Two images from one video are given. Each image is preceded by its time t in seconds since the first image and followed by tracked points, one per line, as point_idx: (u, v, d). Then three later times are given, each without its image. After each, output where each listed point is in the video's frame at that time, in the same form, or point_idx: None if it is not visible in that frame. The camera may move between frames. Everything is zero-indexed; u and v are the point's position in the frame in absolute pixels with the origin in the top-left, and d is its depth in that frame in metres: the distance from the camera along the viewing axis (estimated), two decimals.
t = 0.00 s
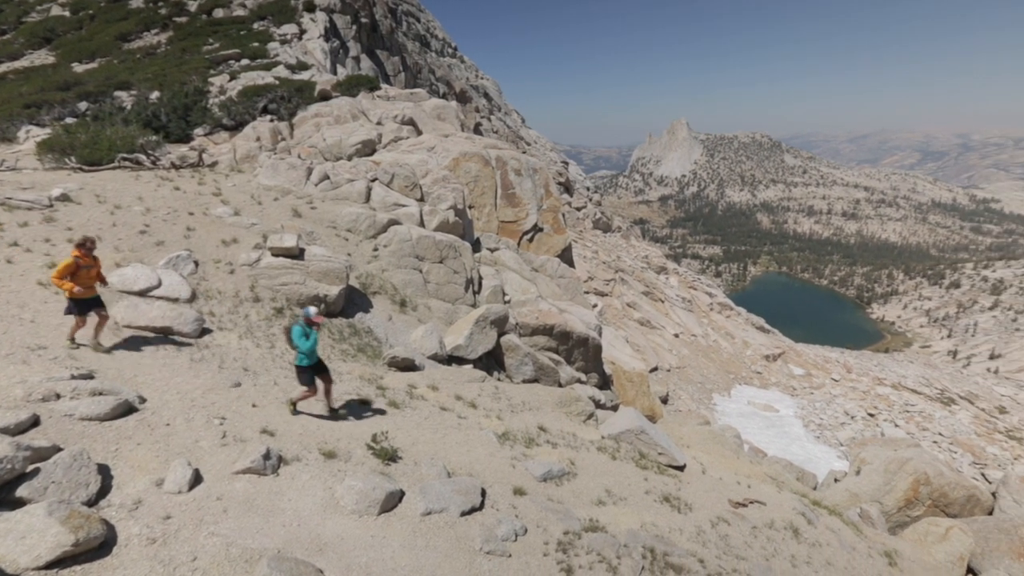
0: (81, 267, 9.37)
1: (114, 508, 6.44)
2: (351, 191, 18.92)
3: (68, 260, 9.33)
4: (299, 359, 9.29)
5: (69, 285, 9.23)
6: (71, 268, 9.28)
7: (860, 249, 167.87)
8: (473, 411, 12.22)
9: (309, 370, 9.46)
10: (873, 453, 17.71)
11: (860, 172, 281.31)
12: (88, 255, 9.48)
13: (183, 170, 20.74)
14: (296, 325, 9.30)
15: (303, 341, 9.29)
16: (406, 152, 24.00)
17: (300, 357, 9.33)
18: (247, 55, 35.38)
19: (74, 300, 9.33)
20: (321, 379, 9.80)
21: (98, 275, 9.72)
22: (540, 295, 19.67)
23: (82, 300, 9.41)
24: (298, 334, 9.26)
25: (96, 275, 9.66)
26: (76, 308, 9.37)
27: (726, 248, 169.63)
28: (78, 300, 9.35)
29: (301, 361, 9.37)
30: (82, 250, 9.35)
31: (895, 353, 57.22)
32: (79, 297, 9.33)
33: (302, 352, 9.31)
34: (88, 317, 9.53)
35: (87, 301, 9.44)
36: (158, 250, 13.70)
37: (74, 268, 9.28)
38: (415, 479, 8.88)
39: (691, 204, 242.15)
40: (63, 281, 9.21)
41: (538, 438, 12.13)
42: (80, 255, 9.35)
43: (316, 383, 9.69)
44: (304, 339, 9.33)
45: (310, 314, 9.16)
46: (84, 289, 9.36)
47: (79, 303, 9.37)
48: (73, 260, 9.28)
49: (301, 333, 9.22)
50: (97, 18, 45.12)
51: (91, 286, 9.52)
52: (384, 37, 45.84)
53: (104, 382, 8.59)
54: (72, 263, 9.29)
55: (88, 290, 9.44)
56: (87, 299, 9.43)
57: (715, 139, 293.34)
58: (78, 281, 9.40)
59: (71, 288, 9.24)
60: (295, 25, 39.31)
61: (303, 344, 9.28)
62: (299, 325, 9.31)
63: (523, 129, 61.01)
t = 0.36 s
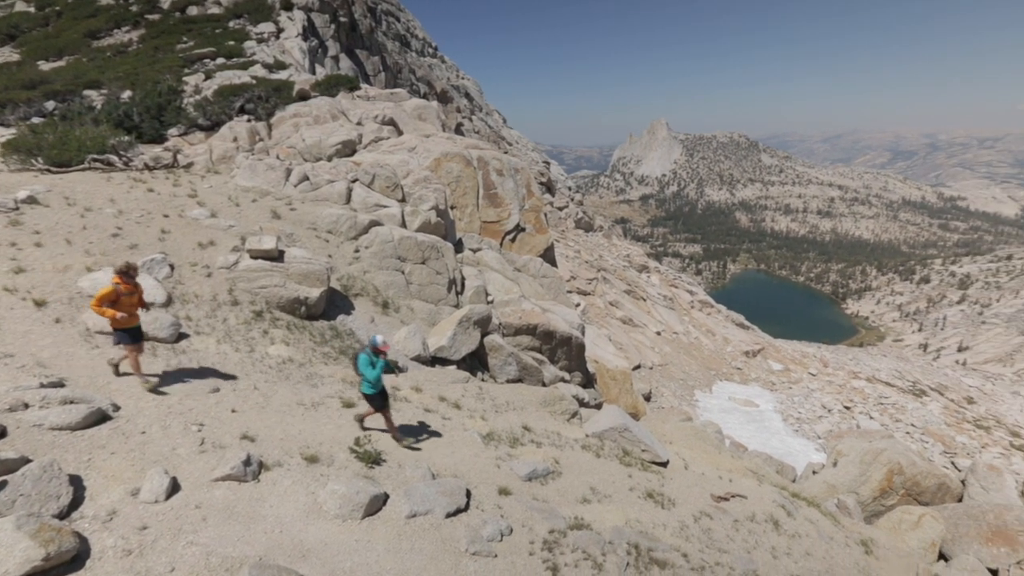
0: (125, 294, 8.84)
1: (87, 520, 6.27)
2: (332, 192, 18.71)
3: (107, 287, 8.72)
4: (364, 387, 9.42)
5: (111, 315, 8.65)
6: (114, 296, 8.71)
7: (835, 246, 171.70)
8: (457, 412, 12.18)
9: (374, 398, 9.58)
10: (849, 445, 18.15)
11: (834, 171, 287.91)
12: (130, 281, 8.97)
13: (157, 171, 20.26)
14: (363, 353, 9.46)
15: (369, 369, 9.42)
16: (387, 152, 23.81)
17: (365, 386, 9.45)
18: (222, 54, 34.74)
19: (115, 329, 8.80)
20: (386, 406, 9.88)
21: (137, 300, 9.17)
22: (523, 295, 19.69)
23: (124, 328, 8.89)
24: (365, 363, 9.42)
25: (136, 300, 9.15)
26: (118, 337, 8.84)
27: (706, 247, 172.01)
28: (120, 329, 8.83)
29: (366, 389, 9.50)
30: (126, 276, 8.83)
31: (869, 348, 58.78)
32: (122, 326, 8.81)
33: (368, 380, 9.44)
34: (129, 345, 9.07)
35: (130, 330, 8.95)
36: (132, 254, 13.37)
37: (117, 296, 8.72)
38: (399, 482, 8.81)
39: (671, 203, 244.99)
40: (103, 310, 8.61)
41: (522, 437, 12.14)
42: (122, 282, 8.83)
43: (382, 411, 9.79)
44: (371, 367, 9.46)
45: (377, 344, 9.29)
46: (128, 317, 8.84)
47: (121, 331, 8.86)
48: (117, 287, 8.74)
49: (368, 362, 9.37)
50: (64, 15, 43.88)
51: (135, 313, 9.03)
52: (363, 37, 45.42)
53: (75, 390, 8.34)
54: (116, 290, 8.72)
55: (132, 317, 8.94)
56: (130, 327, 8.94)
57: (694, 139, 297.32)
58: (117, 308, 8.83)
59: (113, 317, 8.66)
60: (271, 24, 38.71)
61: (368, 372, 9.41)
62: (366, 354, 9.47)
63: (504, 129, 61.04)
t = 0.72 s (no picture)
0: (175, 326, 8.93)
1: (55, 535, 6.06)
2: (309, 193, 18.45)
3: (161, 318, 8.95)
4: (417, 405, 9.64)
5: (162, 347, 8.80)
6: (164, 327, 8.85)
7: (809, 243, 175.64)
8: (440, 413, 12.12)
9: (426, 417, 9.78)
10: (824, 437, 18.60)
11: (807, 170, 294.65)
12: (182, 312, 9.04)
13: (128, 173, 19.73)
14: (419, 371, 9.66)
15: (421, 389, 9.58)
16: (365, 153, 23.57)
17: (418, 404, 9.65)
18: (195, 52, 33.98)
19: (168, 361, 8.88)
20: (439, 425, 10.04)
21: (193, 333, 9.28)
22: (504, 295, 19.70)
23: (176, 361, 8.92)
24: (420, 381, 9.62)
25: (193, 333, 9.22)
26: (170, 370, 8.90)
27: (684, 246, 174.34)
28: (172, 361, 8.88)
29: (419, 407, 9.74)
30: (173, 307, 8.86)
31: (842, 342, 60.33)
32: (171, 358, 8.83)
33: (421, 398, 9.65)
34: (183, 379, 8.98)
35: (183, 364, 8.94)
36: (101, 258, 13.00)
37: (166, 327, 8.81)
38: (382, 486, 8.73)
39: (650, 202, 247.62)
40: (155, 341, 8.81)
41: (505, 438, 12.16)
42: (172, 313, 8.89)
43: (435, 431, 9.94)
44: (425, 386, 9.60)
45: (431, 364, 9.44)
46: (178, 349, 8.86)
47: (171, 362, 8.88)
48: (166, 318, 8.82)
49: (421, 381, 9.54)
50: (27, 11, 42.41)
51: (187, 344, 9.05)
52: (340, 36, 44.89)
53: (43, 400, 8.07)
54: (164, 320, 8.84)
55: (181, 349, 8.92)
56: (179, 359, 8.92)
57: (671, 139, 300.90)
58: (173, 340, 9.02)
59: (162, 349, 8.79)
60: (245, 22, 37.99)
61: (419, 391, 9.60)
62: (422, 373, 9.64)
63: (484, 130, 60.97)
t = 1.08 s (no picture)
0: (243, 360, 8.77)
1: (15, 554, 5.82)
2: (283, 195, 18.11)
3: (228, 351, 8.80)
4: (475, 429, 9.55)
5: (233, 382, 8.71)
6: (233, 362, 8.71)
7: (779, 240, 179.99)
8: (419, 415, 12.04)
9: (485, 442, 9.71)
10: (797, 429, 19.11)
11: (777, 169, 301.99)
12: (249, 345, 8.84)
13: (90, 175, 19.05)
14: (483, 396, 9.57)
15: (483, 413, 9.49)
16: (339, 153, 23.24)
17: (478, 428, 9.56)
18: (160, 50, 33.00)
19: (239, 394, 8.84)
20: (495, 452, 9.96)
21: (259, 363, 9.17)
22: (482, 296, 19.67)
23: (249, 394, 8.89)
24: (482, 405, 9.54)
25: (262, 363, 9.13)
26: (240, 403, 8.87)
27: (659, 244, 176.77)
28: (244, 394, 8.83)
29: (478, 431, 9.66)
30: (240, 341, 8.68)
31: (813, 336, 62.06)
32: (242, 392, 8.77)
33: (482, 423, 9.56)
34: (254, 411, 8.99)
35: (255, 397, 8.91)
36: (62, 264, 12.51)
37: (235, 362, 8.68)
38: (361, 490, 8.62)
39: (625, 202, 250.33)
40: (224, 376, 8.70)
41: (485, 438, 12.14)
42: (240, 347, 8.72)
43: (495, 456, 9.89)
44: (488, 412, 9.50)
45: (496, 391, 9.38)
46: (250, 383, 8.79)
47: (240, 398, 8.81)
48: (235, 354, 8.66)
49: (485, 407, 9.43)
50: None
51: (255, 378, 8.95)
52: (312, 35, 44.16)
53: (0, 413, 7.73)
54: (233, 355, 8.68)
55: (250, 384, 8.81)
56: (251, 393, 8.85)
57: (645, 139, 304.82)
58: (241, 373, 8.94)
59: (233, 384, 8.71)
60: (213, 20, 37.06)
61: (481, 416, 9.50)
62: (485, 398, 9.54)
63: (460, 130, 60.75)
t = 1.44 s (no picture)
0: (300, 379, 8.94)
1: None
2: (254, 197, 17.74)
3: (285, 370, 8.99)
4: (542, 449, 9.67)
5: (290, 401, 8.87)
6: (290, 380, 8.88)
7: (751, 238, 183.98)
8: (397, 418, 11.94)
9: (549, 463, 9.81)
10: (770, 421, 19.60)
11: (747, 168, 308.96)
12: (307, 365, 9.04)
13: (48, 177, 18.31)
14: (549, 415, 9.70)
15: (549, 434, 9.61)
16: (312, 154, 22.87)
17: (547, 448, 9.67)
18: (122, 47, 31.93)
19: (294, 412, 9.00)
20: (560, 474, 10.06)
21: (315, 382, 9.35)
22: (460, 296, 19.61)
23: (304, 412, 9.05)
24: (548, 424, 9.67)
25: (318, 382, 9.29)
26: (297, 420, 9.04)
27: (635, 243, 178.92)
28: (299, 412, 8.99)
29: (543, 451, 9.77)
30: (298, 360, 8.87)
31: (784, 330, 63.67)
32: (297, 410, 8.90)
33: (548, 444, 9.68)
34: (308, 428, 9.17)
35: (310, 415, 9.09)
36: (19, 270, 11.99)
37: (291, 380, 8.84)
38: (339, 496, 8.49)
39: (601, 201, 252.57)
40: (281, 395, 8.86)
41: (465, 439, 12.12)
42: (297, 366, 8.91)
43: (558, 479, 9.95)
44: (556, 432, 9.61)
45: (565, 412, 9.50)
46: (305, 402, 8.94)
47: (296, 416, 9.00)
48: (292, 373, 8.85)
49: (552, 428, 9.56)
50: None
51: (310, 397, 9.09)
52: (283, 33, 43.32)
53: None
54: (290, 373, 8.87)
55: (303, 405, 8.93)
56: (303, 412, 8.99)
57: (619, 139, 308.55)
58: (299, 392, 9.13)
59: (289, 403, 8.86)
60: (178, 16, 36.02)
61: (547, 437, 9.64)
62: (552, 418, 9.66)
63: (435, 130, 60.40)
